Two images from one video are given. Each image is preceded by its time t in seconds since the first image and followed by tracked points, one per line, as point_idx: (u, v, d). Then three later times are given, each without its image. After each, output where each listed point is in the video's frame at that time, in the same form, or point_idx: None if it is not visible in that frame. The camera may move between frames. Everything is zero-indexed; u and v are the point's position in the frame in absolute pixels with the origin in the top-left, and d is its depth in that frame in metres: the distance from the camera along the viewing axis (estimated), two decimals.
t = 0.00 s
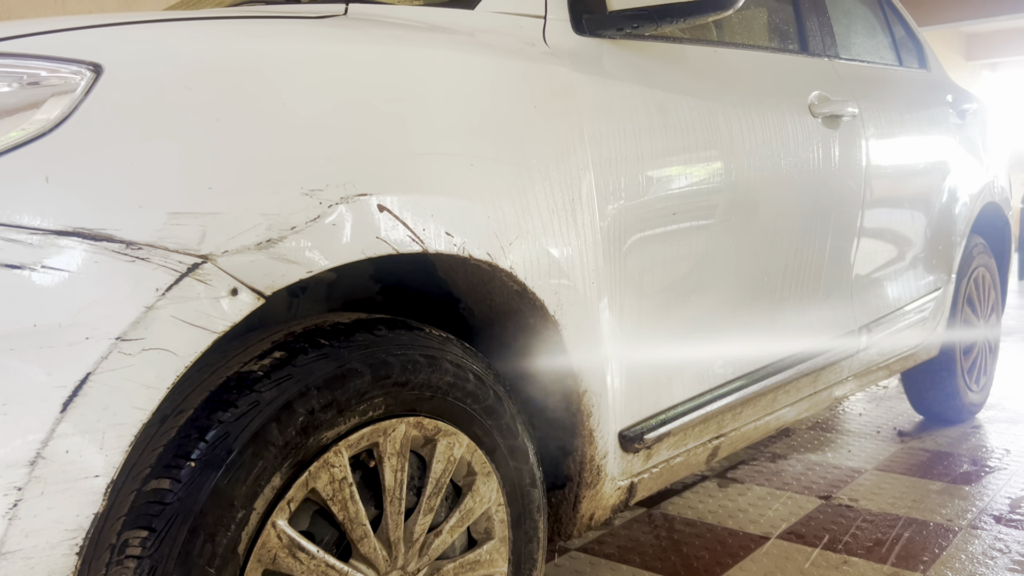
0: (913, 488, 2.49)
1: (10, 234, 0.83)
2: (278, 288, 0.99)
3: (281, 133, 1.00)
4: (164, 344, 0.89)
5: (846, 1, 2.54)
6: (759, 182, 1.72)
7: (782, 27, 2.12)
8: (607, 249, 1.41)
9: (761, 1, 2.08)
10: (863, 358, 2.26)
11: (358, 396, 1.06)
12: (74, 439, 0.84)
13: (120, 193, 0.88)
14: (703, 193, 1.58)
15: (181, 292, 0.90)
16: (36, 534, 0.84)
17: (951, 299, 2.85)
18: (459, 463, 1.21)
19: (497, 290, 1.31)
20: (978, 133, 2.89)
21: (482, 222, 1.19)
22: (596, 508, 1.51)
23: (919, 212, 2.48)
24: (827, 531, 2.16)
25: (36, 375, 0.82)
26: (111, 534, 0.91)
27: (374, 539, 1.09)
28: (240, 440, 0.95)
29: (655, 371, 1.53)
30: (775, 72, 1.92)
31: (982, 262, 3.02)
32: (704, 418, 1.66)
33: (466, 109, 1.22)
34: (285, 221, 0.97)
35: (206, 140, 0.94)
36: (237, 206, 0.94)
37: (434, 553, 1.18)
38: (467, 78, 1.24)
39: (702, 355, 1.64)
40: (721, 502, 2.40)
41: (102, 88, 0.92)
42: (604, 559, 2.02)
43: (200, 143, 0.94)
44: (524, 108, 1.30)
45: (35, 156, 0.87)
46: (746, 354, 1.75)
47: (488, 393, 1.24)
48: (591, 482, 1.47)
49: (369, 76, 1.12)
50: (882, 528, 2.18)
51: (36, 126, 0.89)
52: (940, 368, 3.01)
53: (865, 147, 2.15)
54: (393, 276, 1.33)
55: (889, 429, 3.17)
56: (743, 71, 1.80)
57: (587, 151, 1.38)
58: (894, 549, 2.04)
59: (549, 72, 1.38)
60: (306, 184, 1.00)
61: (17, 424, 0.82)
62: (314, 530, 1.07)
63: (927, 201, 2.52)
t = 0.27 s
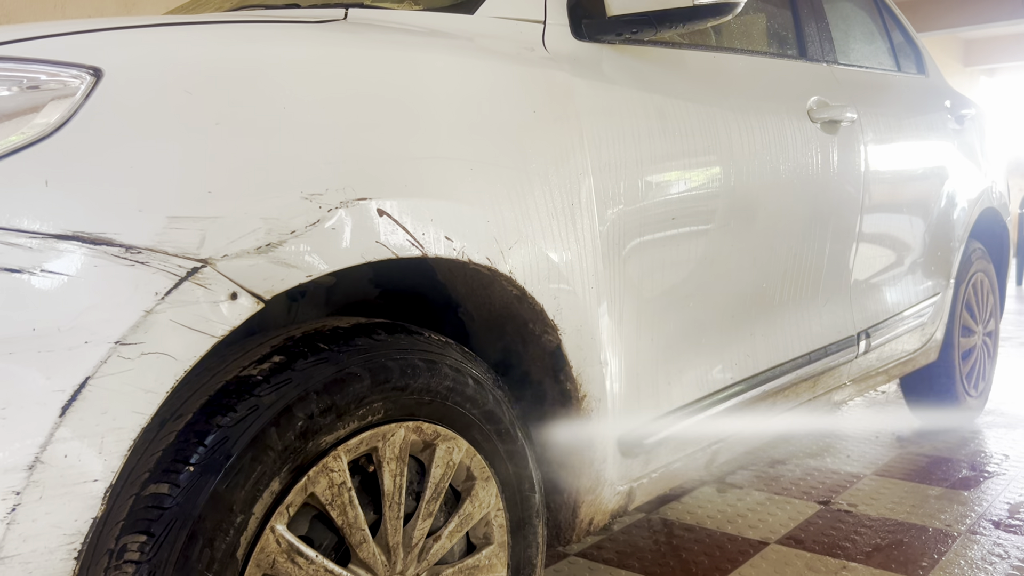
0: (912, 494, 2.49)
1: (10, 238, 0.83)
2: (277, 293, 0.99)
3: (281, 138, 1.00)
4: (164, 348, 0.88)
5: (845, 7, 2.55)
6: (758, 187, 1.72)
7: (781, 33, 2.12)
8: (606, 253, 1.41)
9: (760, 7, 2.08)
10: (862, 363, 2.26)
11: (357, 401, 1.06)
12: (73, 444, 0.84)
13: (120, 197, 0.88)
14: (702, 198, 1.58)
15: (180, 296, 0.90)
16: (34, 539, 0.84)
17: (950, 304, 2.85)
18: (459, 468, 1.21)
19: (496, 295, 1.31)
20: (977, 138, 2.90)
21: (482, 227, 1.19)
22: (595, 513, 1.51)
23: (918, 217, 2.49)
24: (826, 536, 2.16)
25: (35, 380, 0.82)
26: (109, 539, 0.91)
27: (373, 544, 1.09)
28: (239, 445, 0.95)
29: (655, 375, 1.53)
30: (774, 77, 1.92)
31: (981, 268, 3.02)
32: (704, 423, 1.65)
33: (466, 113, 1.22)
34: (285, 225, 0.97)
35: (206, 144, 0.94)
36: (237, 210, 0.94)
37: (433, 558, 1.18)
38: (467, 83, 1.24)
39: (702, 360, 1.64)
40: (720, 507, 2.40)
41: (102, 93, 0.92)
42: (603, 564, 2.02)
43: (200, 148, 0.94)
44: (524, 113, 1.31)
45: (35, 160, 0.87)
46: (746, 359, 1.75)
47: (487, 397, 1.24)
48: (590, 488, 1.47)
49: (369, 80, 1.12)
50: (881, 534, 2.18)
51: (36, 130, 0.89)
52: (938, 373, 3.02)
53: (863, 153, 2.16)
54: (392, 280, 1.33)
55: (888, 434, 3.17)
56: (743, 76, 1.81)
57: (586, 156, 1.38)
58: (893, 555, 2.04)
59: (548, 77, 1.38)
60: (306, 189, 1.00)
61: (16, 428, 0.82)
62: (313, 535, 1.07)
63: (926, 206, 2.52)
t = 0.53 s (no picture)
0: (911, 499, 2.49)
1: (6, 243, 0.83)
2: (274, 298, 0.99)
3: (278, 143, 1.00)
4: (160, 354, 0.88)
5: (843, 13, 2.55)
6: (755, 192, 1.72)
7: (779, 39, 2.12)
8: (604, 258, 1.41)
9: (758, 13, 2.09)
10: (859, 368, 2.26)
11: (354, 406, 1.06)
12: (68, 449, 0.84)
13: (116, 202, 0.88)
14: (700, 203, 1.58)
15: (176, 301, 0.89)
16: (29, 545, 0.83)
17: (948, 310, 2.85)
18: (455, 473, 1.21)
19: (494, 300, 1.31)
20: (975, 144, 2.91)
21: (479, 232, 1.19)
22: (592, 519, 1.50)
23: (915, 222, 2.49)
24: (824, 542, 2.15)
25: (31, 385, 0.82)
26: (104, 545, 0.90)
27: (369, 550, 1.08)
28: (235, 450, 0.95)
29: (652, 381, 1.53)
30: (772, 83, 1.93)
31: (979, 273, 3.02)
32: (701, 428, 1.65)
33: (464, 119, 1.22)
34: (282, 230, 0.97)
35: (203, 150, 0.94)
36: (234, 215, 0.94)
37: (429, 564, 1.18)
38: (464, 89, 1.24)
39: (699, 365, 1.63)
40: (718, 512, 2.40)
41: (99, 98, 0.92)
42: (601, 570, 2.01)
43: (197, 153, 0.94)
44: (521, 118, 1.31)
45: (32, 165, 0.87)
46: (743, 365, 1.75)
47: (484, 403, 1.24)
48: (587, 493, 1.46)
49: (366, 86, 1.12)
50: (879, 539, 2.18)
51: (33, 136, 0.89)
52: (937, 379, 3.01)
53: (861, 158, 2.16)
54: (389, 285, 1.33)
55: (886, 440, 3.17)
56: (740, 82, 1.81)
57: (584, 162, 1.38)
58: (890, 561, 2.03)
59: (546, 83, 1.38)
60: (303, 194, 1.00)
61: (11, 434, 0.81)
62: (310, 541, 1.07)
63: (923, 212, 2.52)
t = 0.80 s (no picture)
0: (909, 504, 2.49)
1: (3, 248, 0.83)
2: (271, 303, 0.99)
3: (276, 148, 1.00)
4: (157, 359, 0.88)
5: (841, 18, 2.56)
6: (753, 197, 1.72)
7: (777, 44, 2.13)
8: (602, 263, 1.41)
9: (756, 18, 2.09)
10: (857, 373, 2.26)
11: (351, 411, 1.06)
12: (65, 454, 0.84)
13: (114, 207, 0.88)
14: (697, 208, 1.58)
15: (174, 306, 0.90)
16: (25, 550, 0.83)
17: (946, 315, 2.85)
18: (453, 478, 1.21)
19: (491, 305, 1.31)
20: (972, 149, 2.91)
21: (477, 237, 1.20)
22: (589, 523, 1.50)
23: (913, 227, 2.49)
24: (822, 547, 2.15)
25: (27, 390, 0.82)
26: (101, 550, 0.90)
27: (366, 555, 1.08)
28: (232, 455, 0.95)
29: (650, 385, 1.53)
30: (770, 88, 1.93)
31: (977, 278, 3.02)
32: (699, 433, 1.65)
33: (462, 124, 1.22)
34: (279, 235, 0.97)
35: (201, 155, 0.94)
36: (231, 220, 0.94)
37: (426, 569, 1.18)
38: (462, 94, 1.24)
39: (697, 369, 1.63)
40: (716, 517, 2.40)
41: (97, 103, 0.93)
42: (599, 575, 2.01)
43: (194, 158, 0.94)
44: (519, 123, 1.31)
45: (29, 170, 0.87)
46: (741, 370, 1.75)
47: (482, 408, 1.24)
48: (586, 498, 1.46)
49: (364, 91, 1.12)
50: (877, 544, 2.17)
51: (30, 140, 0.89)
52: (935, 383, 3.01)
53: (859, 163, 2.16)
54: (387, 290, 1.33)
55: (885, 445, 3.17)
56: (738, 87, 1.81)
57: (582, 166, 1.39)
58: (888, 566, 2.03)
59: (544, 88, 1.38)
60: (301, 199, 1.00)
61: (7, 438, 0.81)
62: (306, 546, 1.07)
63: (921, 217, 2.52)
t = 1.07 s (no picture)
0: (907, 508, 2.49)
1: (3, 251, 0.83)
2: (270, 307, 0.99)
3: (275, 152, 1.00)
4: (157, 363, 0.89)
5: (840, 23, 2.57)
6: (751, 201, 1.73)
7: (776, 49, 2.14)
8: (600, 267, 1.41)
9: (755, 23, 2.10)
10: (856, 377, 2.26)
11: (350, 415, 1.06)
12: (64, 458, 0.84)
13: (114, 211, 0.89)
14: (696, 212, 1.59)
15: (173, 310, 0.90)
16: (24, 553, 0.83)
17: (945, 319, 2.86)
18: (451, 482, 1.21)
19: (491, 309, 1.31)
20: (971, 154, 2.92)
21: (476, 241, 1.20)
22: (588, 527, 1.50)
23: (912, 232, 2.50)
24: (820, 551, 2.15)
25: (27, 394, 0.83)
26: (100, 553, 0.90)
27: (365, 559, 1.08)
28: (231, 459, 0.95)
29: (649, 389, 1.53)
30: (768, 93, 1.94)
31: (976, 282, 3.03)
32: (698, 437, 1.65)
33: (461, 128, 1.23)
34: (278, 239, 0.97)
35: (200, 159, 0.95)
36: (231, 224, 0.94)
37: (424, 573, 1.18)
38: (461, 99, 1.25)
39: (695, 373, 1.64)
40: (714, 521, 2.40)
41: (97, 107, 0.93)
42: None
43: (194, 163, 0.94)
44: (518, 128, 1.31)
45: (29, 174, 0.87)
46: (740, 374, 1.75)
47: (480, 412, 1.24)
48: (584, 502, 1.46)
49: (364, 96, 1.13)
50: (876, 548, 2.18)
51: (30, 145, 0.89)
52: (934, 388, 3.02)
53: (857, 168, 2.17)
54: (387, 293, 1.33)
55: (883, 449, 3.17)
56: (736, 91, 1.82)
57: (581, 171, 1.39)
58: (886, 570, 2.03)
59: (543, 93, 1.39)
60: (300, 203, 1.00)
61: (7, 442, 0.82)
62: (305, 550, 1.07)
63: (920, 221, 2.53)
